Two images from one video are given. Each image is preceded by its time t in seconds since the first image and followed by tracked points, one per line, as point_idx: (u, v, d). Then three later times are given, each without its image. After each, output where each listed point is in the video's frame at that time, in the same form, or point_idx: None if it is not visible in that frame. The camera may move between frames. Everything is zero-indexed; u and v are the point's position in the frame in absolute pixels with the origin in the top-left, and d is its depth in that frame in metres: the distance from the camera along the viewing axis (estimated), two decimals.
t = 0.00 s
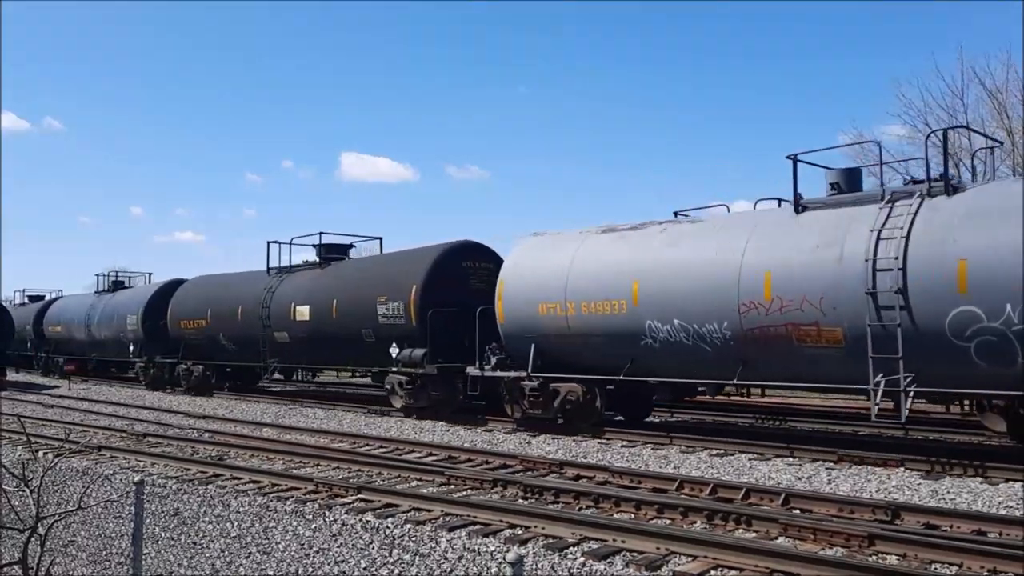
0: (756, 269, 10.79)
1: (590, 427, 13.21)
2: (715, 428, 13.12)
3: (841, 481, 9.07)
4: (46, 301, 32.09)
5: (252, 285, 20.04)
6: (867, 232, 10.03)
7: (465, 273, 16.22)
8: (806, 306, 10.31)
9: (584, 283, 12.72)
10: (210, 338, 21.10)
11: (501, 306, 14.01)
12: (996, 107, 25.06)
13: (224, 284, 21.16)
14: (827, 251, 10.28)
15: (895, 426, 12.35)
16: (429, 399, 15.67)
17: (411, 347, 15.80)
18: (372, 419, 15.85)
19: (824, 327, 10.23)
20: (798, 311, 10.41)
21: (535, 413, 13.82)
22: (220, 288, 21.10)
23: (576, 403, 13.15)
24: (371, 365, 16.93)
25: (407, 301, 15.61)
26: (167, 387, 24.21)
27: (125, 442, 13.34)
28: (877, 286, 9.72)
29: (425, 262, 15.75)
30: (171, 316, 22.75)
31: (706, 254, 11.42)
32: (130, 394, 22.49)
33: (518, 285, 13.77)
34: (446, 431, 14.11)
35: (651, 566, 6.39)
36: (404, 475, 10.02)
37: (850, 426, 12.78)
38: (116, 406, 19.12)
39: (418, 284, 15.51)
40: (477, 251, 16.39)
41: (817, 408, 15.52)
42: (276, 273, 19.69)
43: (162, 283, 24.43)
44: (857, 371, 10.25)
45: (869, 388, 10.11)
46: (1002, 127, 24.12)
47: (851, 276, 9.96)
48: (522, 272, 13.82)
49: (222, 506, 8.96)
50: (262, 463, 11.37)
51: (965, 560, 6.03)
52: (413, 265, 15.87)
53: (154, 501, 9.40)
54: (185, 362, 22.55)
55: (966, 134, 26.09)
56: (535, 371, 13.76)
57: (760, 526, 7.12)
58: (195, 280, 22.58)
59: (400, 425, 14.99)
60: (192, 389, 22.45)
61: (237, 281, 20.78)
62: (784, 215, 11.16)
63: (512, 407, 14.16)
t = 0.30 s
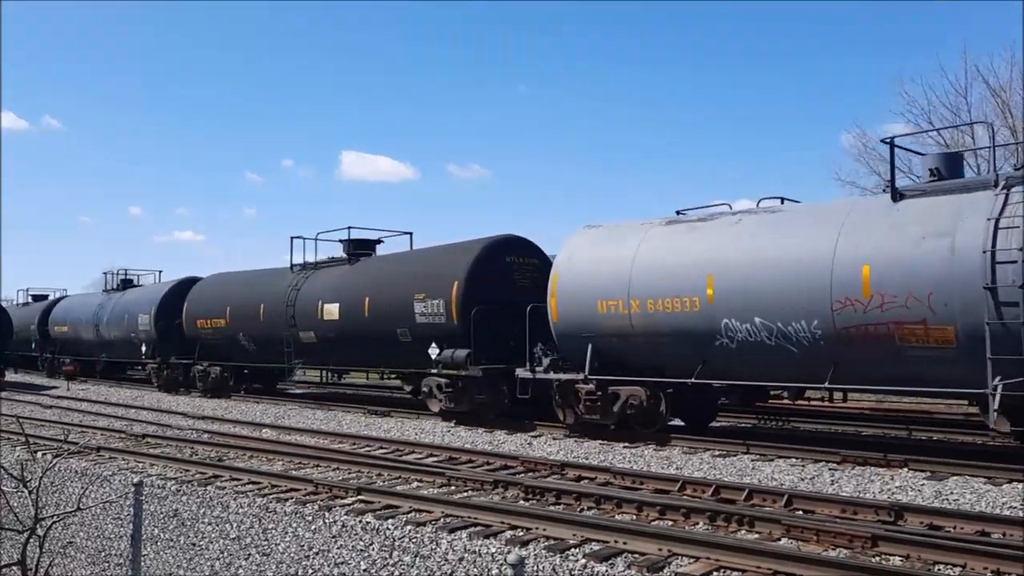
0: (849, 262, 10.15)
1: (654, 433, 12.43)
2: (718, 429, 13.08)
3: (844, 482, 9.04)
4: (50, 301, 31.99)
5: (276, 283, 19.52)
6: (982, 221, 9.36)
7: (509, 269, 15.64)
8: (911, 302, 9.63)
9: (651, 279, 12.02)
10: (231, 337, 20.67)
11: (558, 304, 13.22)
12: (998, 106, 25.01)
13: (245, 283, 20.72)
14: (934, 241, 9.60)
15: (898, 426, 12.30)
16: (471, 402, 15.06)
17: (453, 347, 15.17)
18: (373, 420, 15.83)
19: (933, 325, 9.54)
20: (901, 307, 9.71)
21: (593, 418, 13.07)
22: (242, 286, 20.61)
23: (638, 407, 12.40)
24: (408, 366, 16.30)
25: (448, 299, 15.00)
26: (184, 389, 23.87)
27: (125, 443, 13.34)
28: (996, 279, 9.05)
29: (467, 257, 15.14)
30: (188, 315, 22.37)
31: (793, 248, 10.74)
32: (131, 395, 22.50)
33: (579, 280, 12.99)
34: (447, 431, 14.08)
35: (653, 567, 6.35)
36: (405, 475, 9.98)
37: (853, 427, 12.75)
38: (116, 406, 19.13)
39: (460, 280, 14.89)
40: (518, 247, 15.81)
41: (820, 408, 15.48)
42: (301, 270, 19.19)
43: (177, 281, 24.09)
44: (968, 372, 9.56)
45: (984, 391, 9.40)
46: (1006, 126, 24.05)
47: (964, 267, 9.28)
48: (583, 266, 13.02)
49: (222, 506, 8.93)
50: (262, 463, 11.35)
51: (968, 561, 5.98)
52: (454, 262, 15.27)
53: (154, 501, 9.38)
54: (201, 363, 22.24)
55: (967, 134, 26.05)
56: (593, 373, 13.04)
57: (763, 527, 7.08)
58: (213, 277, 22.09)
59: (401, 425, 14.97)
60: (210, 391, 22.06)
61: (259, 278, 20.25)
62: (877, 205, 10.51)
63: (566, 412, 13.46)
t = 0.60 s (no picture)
0: (958, 256, 8.97)
1: (724, 440, 11.46)
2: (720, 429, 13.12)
3: (844, 481, 9.07)
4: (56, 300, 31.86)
5: (304, 280, 18.93)
6: None
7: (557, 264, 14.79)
8: None
9: (725, 275, 10.92)
10: (255, 337, 20.08)
11: (616, 303, 12.08)
12: (997, 106, 25.03)
13: (270, 281, 20.10)
14: None
15: (898, 426, 12.35)
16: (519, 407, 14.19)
17: (499, 347, 14.36)
18: (374, 420, 15.85)
19: None
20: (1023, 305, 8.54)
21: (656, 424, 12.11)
22: (268, 283, 19.98)
23: (706, 413, 11.42)
24: (448, 368, 15.55)
25: (494, 296, 14.22)
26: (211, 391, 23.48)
27: (127, 442, 13.37)
28: None
29: (514, 251, 14.37)
30: (209, 314, 21.93)
31: (822, 242, 10.13)
32: (133, 394, 22.53)
33: (639, 277, 11.85)
34: (449, 430, 14.09)
35: (653, 566, 6.38)
36: (406, 475, 10.01)
37: (852, 426, 12.77)
38: (119, 406, 19.16)
39: (507, 276, 14.12)
40: (567, 241, 14.95)
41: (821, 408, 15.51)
42: (330, 268, 18.56)
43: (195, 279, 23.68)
44: None
45: None
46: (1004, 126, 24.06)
47: None
48: (645, 262, 11.83)
49: (224, 506, 8.97)
50: (263, 463, 11.38)
51: (966, 560, 6.02)
52: (499, 257, 14.51)
53: (157, 501, 9.42)
54: (221, 364, 21.80)
55: (967, 134, 26.04)
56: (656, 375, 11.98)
57: (763, 526, 7.12)
58: (236, 276, 21.57)
59: (402, 425, 14.99)
60: (231, 393, 21.55)
61: (286, 276, 19.64)
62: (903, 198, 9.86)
63: (624, 417, 12.50)
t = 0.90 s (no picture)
0: (959, 260, 9.04)
1: (807, 448, 10.60)
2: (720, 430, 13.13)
3: (844, 481, 9.07)
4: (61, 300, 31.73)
5: (332, 277, 18.29)
6: None
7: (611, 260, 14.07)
8: None
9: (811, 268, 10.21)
10: (280, 337, 19.43)
11: (686, 300, 11.39)
12: (997, 106, 25.03)
13: (296, 278, 19.44)
14: None
15: (899, 426, 12.38)
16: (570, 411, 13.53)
17: (553, 348, 13.67)
18: (374, 420, 15.84)
19: None
20: None
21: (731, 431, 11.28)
22: (295, 281, 19.34)
23: (786, 421, 10.58)
24: (492, 368, 14.86)
25: (545, 294, 13.53)
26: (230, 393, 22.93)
27: (128, 442, 13.38)
28: None
29: (565, 245, 13.65)
30: (230, 313, 21.36)
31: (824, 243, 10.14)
32: (134, 395, 22.56)
33: (708, 273, 11.17)
34: (449, 431, 14.08)
35: (653, 567, 6.38)
36: (407, 475, 10.01)
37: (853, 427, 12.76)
38: (120, 406, 19.18)
39: (560, 273, 13.39)
40: (622, 235, 14.21)
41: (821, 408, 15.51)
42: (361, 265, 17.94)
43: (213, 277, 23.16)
44: None
45: None
46: (1005, 126, 24.04)
47: None
48: (717, 257, 11.13)
49: (224, 506, 8.97)
50: (264, 463, 11.38)
51: (967, 560, 6.02)
52: (548, 252, 13.82)
53: (157, 501, 9.43)
54: (240, 365, 21.28)
55: (967, 134, 26.03)
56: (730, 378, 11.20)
57: (763, 525, 7.12)
58: (260, 273, 20.97)
59: (403, 425, 14.99)
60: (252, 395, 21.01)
61: (313, 274, 19.01)
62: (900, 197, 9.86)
63: (692, 423, 11.73)
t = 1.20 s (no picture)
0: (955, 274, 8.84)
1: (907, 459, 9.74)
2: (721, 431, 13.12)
3: (845, 480, 9.07)
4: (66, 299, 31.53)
5: (364, 274, 17.72)
6: None
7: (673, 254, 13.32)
8: None
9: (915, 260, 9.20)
10: (307, 336, 18.80)
11: (768, 296, 10.41)
12: (997, 104, 25.03)
13: (325, 275, 18.88)
14: None
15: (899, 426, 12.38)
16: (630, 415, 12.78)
17: (614, 348, 12.95)
18: (375, 420, 15.84)
19: None
20: None
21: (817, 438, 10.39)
22: (325, 277, 18.74)
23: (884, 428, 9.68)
24: (542, 370, 14.26)
25: (603, 290, 12.85)
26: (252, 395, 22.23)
27: (129, 442, 13.38)
28: None
29: (624, 239, 12.95)
30: (252, 311, 20.66)
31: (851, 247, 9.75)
32: (135, 395, 22.58)
33: (792, 267, 10.20)
34: (450, 431, 14.08)
35: (654, 566, 6.37)
36: (407, 475, 10.01)
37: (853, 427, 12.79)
38: (120, 406, 19.19)
39: (619, 268, 12.69)
40: (682, 228, 13.46)
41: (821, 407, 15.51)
42: (397, 262, 17.37)
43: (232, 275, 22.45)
44: None
45: None
46: (1005, 125, 24.03)
47: None
48: (800, 251, 10.17)
49: (225, 506, 8.97)
50: (265, 463, 11.38)
51: (968, 560, 6.01)
52: (605, 247, 13.16)
53: (158, 501, 9.43)
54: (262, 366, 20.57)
55: (967, 133, 26.02)
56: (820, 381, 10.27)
57: (764, 525, 7.11)
58: (285, 270, 20.34)
59: (403, 425, 14.99)
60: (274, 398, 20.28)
61: (343, 271, 18.43)
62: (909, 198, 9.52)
63: (768, 428, 10.87)
